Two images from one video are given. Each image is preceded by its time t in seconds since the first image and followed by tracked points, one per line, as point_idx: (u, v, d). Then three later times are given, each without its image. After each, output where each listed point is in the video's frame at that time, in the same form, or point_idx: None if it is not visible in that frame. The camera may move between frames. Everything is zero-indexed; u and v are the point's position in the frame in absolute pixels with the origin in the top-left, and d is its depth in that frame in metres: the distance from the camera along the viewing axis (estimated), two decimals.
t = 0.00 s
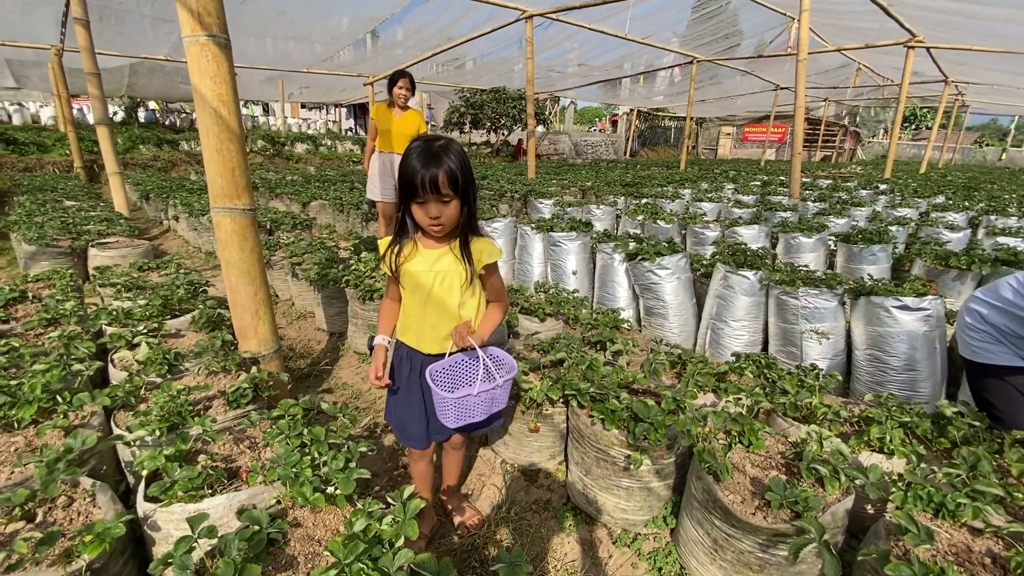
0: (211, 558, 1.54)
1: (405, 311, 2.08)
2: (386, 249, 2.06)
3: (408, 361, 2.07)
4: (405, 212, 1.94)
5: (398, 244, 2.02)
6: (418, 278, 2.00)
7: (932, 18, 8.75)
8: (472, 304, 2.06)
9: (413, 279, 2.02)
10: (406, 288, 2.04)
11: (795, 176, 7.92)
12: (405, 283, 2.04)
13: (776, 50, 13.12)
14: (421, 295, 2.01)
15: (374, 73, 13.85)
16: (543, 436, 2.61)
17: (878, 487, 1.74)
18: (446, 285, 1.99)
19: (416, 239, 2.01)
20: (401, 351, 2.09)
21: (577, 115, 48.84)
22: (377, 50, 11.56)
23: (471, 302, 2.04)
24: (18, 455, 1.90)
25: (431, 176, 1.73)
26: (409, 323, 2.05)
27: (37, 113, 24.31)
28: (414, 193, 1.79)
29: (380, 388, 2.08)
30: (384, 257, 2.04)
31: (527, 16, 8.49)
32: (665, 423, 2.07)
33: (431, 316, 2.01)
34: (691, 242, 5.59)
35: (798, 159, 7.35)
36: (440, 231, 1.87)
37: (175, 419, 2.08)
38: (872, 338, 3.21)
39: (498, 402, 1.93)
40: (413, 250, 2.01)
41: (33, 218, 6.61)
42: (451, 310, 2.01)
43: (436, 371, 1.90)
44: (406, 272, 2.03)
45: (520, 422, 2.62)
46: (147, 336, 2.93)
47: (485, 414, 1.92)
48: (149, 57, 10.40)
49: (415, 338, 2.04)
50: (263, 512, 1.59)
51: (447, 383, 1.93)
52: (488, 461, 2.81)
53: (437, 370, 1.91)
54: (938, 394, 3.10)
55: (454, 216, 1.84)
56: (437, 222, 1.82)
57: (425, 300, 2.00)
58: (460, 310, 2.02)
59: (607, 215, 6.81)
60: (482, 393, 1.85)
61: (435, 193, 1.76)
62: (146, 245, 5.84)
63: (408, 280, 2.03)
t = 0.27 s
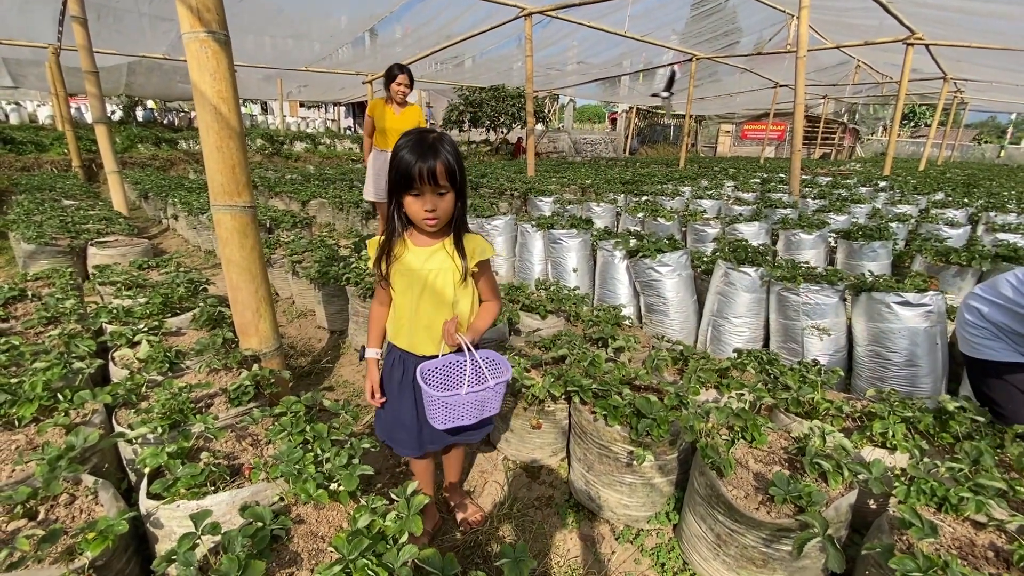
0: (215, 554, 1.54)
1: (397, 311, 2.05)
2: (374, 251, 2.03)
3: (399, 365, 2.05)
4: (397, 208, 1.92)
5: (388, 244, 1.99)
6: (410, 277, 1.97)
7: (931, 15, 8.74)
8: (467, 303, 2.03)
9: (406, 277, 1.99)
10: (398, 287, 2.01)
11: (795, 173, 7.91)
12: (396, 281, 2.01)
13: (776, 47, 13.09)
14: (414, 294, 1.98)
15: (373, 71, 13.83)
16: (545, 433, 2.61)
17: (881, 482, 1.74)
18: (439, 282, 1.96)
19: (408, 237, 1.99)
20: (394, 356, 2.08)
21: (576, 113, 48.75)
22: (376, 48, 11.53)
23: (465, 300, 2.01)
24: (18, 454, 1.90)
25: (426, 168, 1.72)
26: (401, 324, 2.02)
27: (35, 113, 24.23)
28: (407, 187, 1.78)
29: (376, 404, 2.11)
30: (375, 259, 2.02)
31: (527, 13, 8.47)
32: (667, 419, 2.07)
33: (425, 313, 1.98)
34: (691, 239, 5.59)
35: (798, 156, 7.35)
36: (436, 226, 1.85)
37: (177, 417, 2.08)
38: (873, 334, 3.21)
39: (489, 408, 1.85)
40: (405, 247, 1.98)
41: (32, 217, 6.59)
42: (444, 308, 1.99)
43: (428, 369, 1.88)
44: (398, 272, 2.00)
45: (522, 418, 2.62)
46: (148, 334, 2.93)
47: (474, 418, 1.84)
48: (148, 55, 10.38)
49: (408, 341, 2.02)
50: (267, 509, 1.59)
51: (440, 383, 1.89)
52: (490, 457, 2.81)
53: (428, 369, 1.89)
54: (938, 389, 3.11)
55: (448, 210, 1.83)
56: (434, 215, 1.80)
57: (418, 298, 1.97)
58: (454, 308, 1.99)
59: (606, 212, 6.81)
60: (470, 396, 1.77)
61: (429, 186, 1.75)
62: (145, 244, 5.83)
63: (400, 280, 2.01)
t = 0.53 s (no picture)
0: (216, 555, 1.53)
1: (392, 316, 2.02)
2: (365, 255, 1.97)
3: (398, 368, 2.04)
4: (391, 210, 1.88)
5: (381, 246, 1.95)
6: (407, 279, 1.94)
7: (923, 13, 8.80)
8: (464, 304, 2.02)
9: (401, 280, 1.96)
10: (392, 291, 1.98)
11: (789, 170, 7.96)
12: (391, 286, 1.98)
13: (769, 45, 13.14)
14: (412, 295, 1.96)
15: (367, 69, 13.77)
16: (544, 430, 2.61)
17: (879, 475, 1.75)
18: (436, 283, 1.94)
19: (401, 239, 1.95)
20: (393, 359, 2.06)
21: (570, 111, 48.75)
22: (370, 46, 11.48)
23: (462, 300, 2.00)
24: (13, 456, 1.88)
25: (424, 167, 1.71)
26: (398, 328, 1.99)
27: (23, 112, 23.93)
28: (404, 187, 1.75)
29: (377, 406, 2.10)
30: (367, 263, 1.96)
31: (521, 10, 8.45)
32: (667, 415, 2.08)
33: (422, 316, 1.97)
34: (687, 236, 5.61)
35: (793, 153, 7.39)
36: (434, 226, 1.83)
37: (175, 417, 2.06)
38: (868, 329, 3.24)
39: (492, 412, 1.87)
40: (399, 251, 1.95)
41: (23, 217, 6.51)
42: (441, 309, 1.97)
43: (429, 375, 1.88)
44: (394, 275, 1.96)
45: (522, 416, 2.62)
46: (143, 335, 2.90)
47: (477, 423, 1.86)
48: (138, 52, 10.27)
49: (405, 344, 2.00)
50: (267, 508, 1.58)
51: (439, 389, 1.91)
52: (489, 455, 2.81)
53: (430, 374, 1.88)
54: (932, 383, 3.14)
55: (446, 209, 1.82)
56: (434, 215, 1.79)
57: (415, 301, 1.95)
58: (453, 308, 1.98)
59: (602, 210, 6.81)
60: (478, 402, 1.77)
61: (428, 184, 1.74)
62: (139, 244, 5.78)
63: (396, 282, 1.97)
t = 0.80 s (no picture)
0: (210, 555, 1.52)
1: (395, 322, 1.96)
2: (365, 259, 1.91)
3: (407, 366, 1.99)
4: (393, 212, 1.84)
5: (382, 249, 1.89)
6: (411, 281, 1.89)
7: (906, 11, 8.92)
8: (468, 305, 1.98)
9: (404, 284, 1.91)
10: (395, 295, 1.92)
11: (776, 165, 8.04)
12: (393, 289, 1.92)
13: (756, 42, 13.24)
14: (417, 298, 1.90)
15: (354, 67, 13.67)
16: (538, 426, 2.62)
17: (869, 464, 1.78)
18: (442, 285, 1.90)
19: (403, 241, 1.90)
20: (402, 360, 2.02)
21: (559, 108, 48.81)
22: (357, 43, 11.39)
23: (467, 303, 1.97)
24: None
25: (432, 164, 1.69)
26: (403, 333, 1.94)
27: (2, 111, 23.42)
28: (411, 185, 1.72)
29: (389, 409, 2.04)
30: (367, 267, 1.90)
31: (510, 8, 8.43)
32: (660, 408, 2.10)
33: (428, 320, 1.92)
34: (677, 232, 5.65)
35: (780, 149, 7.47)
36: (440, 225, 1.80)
37: (165, 418, 2.04)
38: (855, 322, 3.28)
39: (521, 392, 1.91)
40: (400, 254, 1.90)
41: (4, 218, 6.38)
42: (447, 311, 1.93)
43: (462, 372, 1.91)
44: (395, 278, 1.90)
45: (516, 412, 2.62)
46: (131, 335, 2.86)
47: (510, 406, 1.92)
48: (120, 50, 10.10)
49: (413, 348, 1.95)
50: (262, 508, 1.57)
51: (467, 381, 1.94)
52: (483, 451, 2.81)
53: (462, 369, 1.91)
54: (917, 374, 3.19)
55: (452, 207, 1.79)
56: (441, 213, 1.76)
57: (420, 304, 1.89)
58: (459, 309, 1.94)
59: (593, 206, 6.83)
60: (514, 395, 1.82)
61: (436, 182, 1.71)
62: (124, 244, 5.69)
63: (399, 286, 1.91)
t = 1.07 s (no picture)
0: (193, 555, 1.50)
1: (417, 349, 1.74)
2: (385, 280, 1.66)
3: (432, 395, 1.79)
4: (418, 229, 1.62)
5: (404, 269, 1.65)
6: (440, 305, 1.67)
7: (881, 8, 9.09)
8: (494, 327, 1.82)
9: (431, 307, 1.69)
10: (418, 321, 1.69)
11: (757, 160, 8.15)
12: (417, 313, 1.69)
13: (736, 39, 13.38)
14: (446, 323, 1.69)
15: (335, 63, 13.51)
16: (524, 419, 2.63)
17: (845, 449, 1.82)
18: (474, 307, 1.72)
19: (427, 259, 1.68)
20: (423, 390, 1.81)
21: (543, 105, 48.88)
22: (338, 39, 11.26)
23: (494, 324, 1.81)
24: None
25: (473, 177, 1.50)
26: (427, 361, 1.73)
27: None
28: (446, 199, 1.51)
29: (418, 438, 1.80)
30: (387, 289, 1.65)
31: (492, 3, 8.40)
32: (643, 399, 2.13)
33: (456, 345, 1.73)
34: (660, 227, 5.70)
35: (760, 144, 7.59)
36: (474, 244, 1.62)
37: (145, 419, 2.01)
38: (833, 312, 3.35)
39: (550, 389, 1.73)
40: (425, 274, 1.68)
41: None
42: (478, 335, 1.75)
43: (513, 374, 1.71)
44: (421, 301, 1.67)
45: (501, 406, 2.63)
46: (108, 336, 2.81)
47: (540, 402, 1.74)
48: (92, 45, 9.83)
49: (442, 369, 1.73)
50: (245, 506, 1.56)
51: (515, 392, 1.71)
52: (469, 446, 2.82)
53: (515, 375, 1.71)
54: (894, 363, 3.26)
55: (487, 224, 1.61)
56: (478, 230, 1.58)
57: (448, 329, 1.69)
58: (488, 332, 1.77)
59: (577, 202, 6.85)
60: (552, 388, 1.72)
61: (475, 196, 1.52)
62: (100, 244, 5.56)
63: (424, 310, 1.68)
